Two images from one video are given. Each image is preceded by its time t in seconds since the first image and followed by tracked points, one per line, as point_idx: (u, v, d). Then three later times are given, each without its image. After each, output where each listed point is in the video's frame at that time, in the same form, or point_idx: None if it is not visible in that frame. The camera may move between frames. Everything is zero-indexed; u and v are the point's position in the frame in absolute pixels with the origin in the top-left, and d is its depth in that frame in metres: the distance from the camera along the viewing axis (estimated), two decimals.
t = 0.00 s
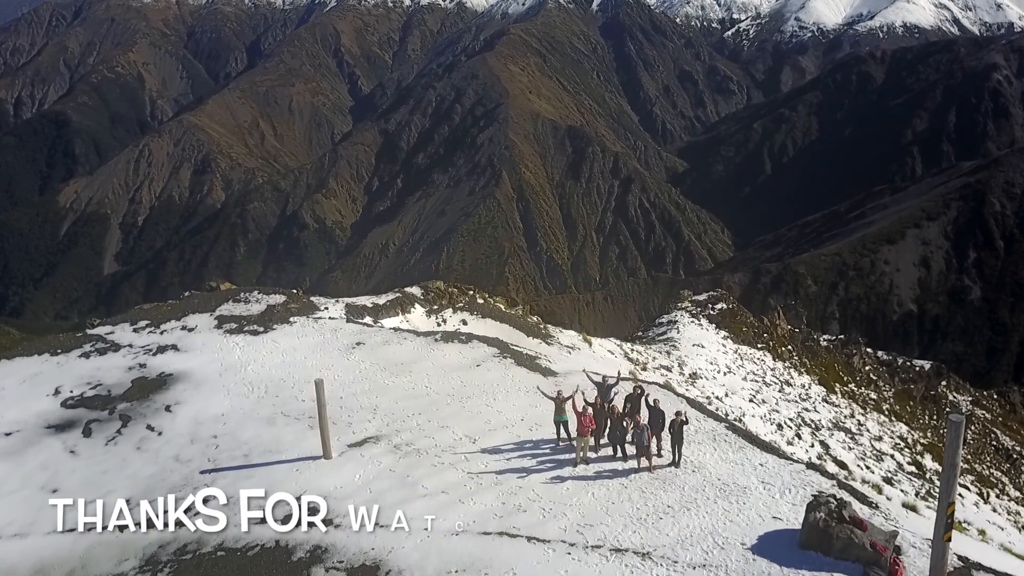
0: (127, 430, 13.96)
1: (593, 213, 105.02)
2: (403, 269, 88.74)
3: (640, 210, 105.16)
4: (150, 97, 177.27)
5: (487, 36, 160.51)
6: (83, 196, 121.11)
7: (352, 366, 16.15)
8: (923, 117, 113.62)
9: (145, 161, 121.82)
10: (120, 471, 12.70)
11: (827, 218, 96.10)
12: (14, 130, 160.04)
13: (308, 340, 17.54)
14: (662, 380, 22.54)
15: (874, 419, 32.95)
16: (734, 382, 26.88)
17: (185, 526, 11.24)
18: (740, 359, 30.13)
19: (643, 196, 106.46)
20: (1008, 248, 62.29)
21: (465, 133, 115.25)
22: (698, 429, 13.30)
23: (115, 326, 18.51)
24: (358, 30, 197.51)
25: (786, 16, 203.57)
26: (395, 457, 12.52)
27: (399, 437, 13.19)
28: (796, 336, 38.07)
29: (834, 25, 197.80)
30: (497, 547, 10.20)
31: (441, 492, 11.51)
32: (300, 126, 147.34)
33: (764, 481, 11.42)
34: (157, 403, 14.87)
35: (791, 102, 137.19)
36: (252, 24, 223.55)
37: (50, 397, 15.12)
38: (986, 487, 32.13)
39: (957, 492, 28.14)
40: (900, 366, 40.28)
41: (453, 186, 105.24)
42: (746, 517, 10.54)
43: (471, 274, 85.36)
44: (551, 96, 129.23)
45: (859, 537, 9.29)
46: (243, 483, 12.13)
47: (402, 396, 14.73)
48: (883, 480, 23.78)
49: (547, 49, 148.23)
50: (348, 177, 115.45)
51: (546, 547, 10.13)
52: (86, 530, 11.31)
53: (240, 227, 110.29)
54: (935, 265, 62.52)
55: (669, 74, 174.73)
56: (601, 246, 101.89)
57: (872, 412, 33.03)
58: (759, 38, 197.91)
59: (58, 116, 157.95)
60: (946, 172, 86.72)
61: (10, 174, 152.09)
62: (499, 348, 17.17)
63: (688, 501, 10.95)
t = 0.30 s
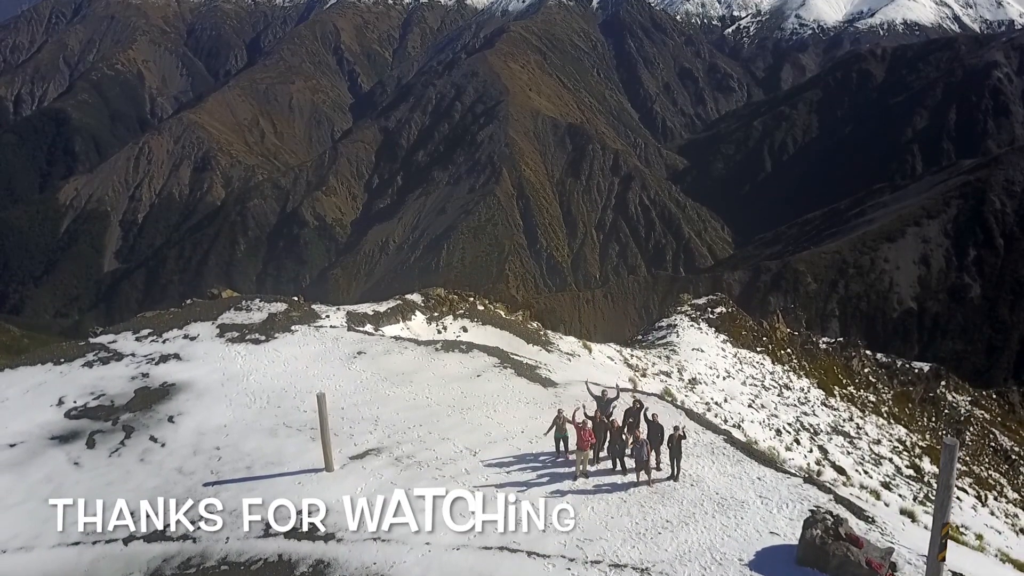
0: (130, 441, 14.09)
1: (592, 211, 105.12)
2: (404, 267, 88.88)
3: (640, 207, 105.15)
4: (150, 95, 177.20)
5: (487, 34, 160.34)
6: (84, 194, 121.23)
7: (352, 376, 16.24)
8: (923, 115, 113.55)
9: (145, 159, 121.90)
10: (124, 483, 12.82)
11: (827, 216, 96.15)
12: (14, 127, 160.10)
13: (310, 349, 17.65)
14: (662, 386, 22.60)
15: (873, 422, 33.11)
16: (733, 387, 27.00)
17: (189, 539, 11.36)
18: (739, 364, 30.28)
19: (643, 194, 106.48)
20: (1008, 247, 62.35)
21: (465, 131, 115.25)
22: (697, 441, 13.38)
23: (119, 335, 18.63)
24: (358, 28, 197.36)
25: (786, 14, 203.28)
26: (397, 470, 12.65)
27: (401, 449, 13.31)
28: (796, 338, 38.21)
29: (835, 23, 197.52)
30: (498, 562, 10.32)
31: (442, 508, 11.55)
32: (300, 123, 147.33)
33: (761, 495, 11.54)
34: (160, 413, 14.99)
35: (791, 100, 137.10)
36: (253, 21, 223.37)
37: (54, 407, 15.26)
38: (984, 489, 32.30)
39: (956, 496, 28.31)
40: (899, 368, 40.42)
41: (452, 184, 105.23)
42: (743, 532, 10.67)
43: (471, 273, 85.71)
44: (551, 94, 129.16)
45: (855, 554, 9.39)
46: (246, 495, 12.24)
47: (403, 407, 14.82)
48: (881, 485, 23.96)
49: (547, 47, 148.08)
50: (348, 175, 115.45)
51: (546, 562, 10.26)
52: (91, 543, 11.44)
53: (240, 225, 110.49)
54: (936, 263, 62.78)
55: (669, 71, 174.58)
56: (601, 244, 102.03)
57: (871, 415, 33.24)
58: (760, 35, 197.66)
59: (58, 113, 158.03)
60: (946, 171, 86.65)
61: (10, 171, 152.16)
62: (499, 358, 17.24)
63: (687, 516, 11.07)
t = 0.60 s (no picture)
0: (135, 443, 14.24)
1: (593, 199, 105.17)
2: (404, 256, 89.17)
3: (640, 195, 105.02)
4: (149, 82, 176.70)
5: (487, 21, 159.58)
6: (83, 181, 121.07)
7: (355, 378, 16.37)
8: (925, 102, 113.26)
9: (145, 146, 121.76)
10: (129, 486, 12.98)
11: (827, 204, 96.19)
12: (12, 114, 159.76)
13: (311, 349, 17.78)
14: (661, 384, 22.80)
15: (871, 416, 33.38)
16: (732, 383, 27.19)
17: (194, 543, 11.51)
18: (738, 358, 30.53)
19: (643, 181, 106.35)
20: (1008, 235, 63.43)
21: (465, 118, 115.01)
22: (695, 445, 13.49)
23: (122, 334, 18.76)
24: (357, 14, 196.53)
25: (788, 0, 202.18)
26: (398, 474, 12.81)
27: (402, 452, 13.46)
28: (794, 332, 38.39)
29: (836, 10, 196.49)
30: (498, 567, 10.49)
31: (442, 512, 11.73)
32: (299, 111, 146.98)
33: (759, 500, 11.70)
34: (164, 415, 15.14)
35: (793, 87, 136.62)
36: (252, 8, 222.34)
37: (59, 409, 15.39)
38: (981, 482, 32.56)
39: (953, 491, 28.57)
40: (898, 361, 40.64)
41: (452, 172, 105.16)
42: (740, 538, 10.82)
43: (471, 262, 86.07)
44: (551, 80, 128.68)
45: (850, 561, 9.56)
46: (250, 498, 12.37)
47: (404, 410, 14.96)
48: (879, 481, 24.19)
49: (547, 33, 147.41)
50: (348, 162, 115.37)
51: (546, 567, 10.42)
52: (97, 547, 11.61)
53: (240, 213, 110.74)
54: (936, 251, 64.09)
55: (670, 58, 173.82)
56: (601, 232, 102.18)
57: (869, 409, 33.49)
58: (761, 22, 196.77)
59: (56, 100, 157.70)
60: (947, 158, 86.46)
61: (10, 158, 152.02)
62: (500, 359, 17.33)
63: (685, 521, 11.23)
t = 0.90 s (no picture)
0: (139, 445, 14.40)
1: (593, 186, 105.11)
2: (403, 242, 89.48)
3: (641, 181, 104.89)
4: (147, 68, 176.02)
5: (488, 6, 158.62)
6: (82, 168, 120.90)
7: (357, 379, 16.53)
8: (926, 89, 112.92)
9: (144, 132, 121.43)
10: (134, 489, 13.14)
11: (828, 191, 96.21)
12: (11, 100, 159.37)
13: (314, 349, 17.94)
14: (661, 381, 23.04)
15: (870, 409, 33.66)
16: (731, 378, 27.40)
17: (200, 547, 11.70)
18: (737, 353, 30.73)
19: (644, 167, 106.16)
20: (1006, 222, 67.94)
21: (465, 104, 114.69)
22: (693, 448, 13.64)
23: (125, 334, 18.90)
24: None
25: None
26: (400, 477, 12.97)
27: (404, 455, 13.62)
28: (793, 325, 38.57)
29: None
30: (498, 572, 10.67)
31: (443, 514, 11.95)
32: (299, 97, 146.50)
33: (755, 505, 11.87)
34: (168, 417, 15.29)
35: (794, 73, 136.10)
36: None
37: (63, 410, 15.56)
38: (979, 475, 32.81)
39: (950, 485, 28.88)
40: (896, 354, 40.90)
41: (452, 158, 105.04)
42: (737, 543, 10.99)
43: (471, 250, 86.59)
44: (551, 67, 128.16)
45: (844, 568, 9.70)
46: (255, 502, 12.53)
47: (405, 411, 15.15)
48: (876, 477, 24.46)
49: (547, 18, 146.63)
50: (348, 149, 115.22)
51: (546, 572, 10.59)
52: (103, 550, 11.79)
53: (240, 200, 111.06)
54: (936, 240, 68.65)
55: (671, 44, 172.91)
56: (601, 219, 102.23)
57: (867, 402, 33.79)
58: (763, 8, 195.74)
59: (55, 86, 157.33)
60: (948, 145, 86.25)
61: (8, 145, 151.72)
62: (501, 360, 17.47)
63: (682, 526, 11.40)
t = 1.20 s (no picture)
0: (145, 448, 14.57)
1: (593, 173, 105.01)
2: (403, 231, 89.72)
3: (641, 169, 104.86)
4: (146, 54, 175.25)
5: None
6: (81, 155, 120.89)
7: (359, 382, 16.68)
8: (928, 76, 112.48)
9: (142, 119, 120.94)
10: (141, 494, 13.33)
11: (828, 179, 96.20)
12: (8, 87, 158.80)
13: (316, 351, 18.08)
14: (660, 379, 23.26)
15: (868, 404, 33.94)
16: (729, 375, 27.60)
17: (206, 553, 11.87)
18: (737, 349, 30.92)
19: (644, 155, 105.98)
20: (1008, 210, 68.22)
21: (465, 91, 114.39)
22: (691, 453, 13.83)
23: (129, 335, 19.05)
24: None
25: None
26: (402, 482, 13.15)
27: (406, 460, 13.81)
28: (792, 320, 38.74)
29: None
30: None
31: (443, 515, 12.25)
32: (298, 83, 146.01)
33: (752, 512, 12.05)
34: (173, 420, 15.46)
35: (795, 60, 135.64)
36: None
37: (69, 413, 15.73)
38: (975, 469, 33.09)
39: (946, 480, 29.21)
40: (895, 347, 41.12)
41: (452, 146, 104.93)
42: (734, 550, 11.18)
43: (471, 238, 87.37)
44: (552, 53, 127.64)
45: None
46: (260, 508, 12.70)
47: (406, 415, 15.33)
48: (873, 474, 24.71)
49: (548, 5, 145.91)
50: (348, 136, 115.08)
51: None
52: (110, 556, 11.97)
53: (240, 187, 111.55)
54: (936, 228, 69.08)
55: (671, 30, 172.14)
56: (601, 207, 102.20)
57: (865, 397, 34.07)
58: None
59: (53, 73, 156.77)
60: (950, 133, 86.10)
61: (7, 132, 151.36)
62: (501, 362, 17.60)
63: (681, 533, 11.58)
